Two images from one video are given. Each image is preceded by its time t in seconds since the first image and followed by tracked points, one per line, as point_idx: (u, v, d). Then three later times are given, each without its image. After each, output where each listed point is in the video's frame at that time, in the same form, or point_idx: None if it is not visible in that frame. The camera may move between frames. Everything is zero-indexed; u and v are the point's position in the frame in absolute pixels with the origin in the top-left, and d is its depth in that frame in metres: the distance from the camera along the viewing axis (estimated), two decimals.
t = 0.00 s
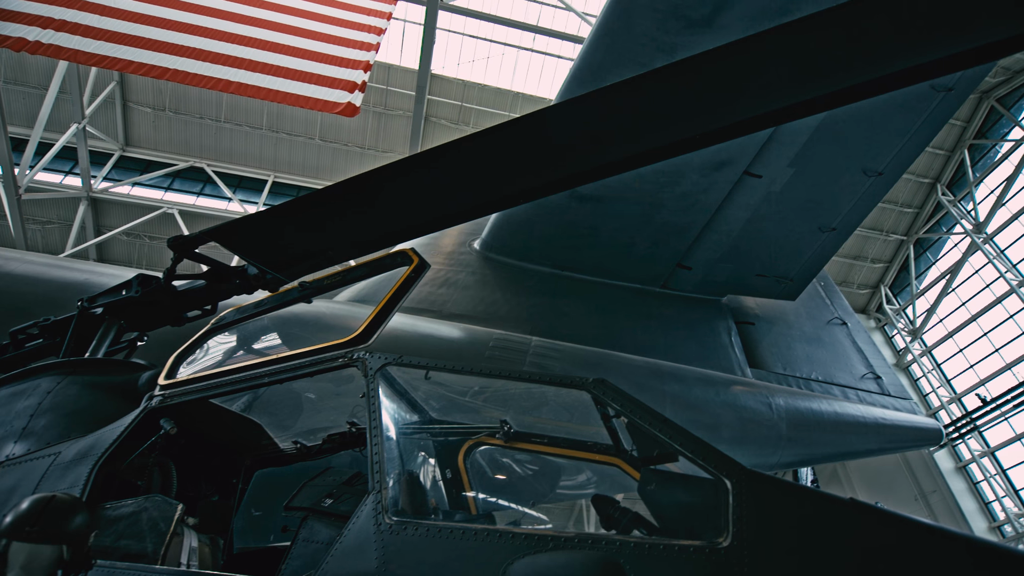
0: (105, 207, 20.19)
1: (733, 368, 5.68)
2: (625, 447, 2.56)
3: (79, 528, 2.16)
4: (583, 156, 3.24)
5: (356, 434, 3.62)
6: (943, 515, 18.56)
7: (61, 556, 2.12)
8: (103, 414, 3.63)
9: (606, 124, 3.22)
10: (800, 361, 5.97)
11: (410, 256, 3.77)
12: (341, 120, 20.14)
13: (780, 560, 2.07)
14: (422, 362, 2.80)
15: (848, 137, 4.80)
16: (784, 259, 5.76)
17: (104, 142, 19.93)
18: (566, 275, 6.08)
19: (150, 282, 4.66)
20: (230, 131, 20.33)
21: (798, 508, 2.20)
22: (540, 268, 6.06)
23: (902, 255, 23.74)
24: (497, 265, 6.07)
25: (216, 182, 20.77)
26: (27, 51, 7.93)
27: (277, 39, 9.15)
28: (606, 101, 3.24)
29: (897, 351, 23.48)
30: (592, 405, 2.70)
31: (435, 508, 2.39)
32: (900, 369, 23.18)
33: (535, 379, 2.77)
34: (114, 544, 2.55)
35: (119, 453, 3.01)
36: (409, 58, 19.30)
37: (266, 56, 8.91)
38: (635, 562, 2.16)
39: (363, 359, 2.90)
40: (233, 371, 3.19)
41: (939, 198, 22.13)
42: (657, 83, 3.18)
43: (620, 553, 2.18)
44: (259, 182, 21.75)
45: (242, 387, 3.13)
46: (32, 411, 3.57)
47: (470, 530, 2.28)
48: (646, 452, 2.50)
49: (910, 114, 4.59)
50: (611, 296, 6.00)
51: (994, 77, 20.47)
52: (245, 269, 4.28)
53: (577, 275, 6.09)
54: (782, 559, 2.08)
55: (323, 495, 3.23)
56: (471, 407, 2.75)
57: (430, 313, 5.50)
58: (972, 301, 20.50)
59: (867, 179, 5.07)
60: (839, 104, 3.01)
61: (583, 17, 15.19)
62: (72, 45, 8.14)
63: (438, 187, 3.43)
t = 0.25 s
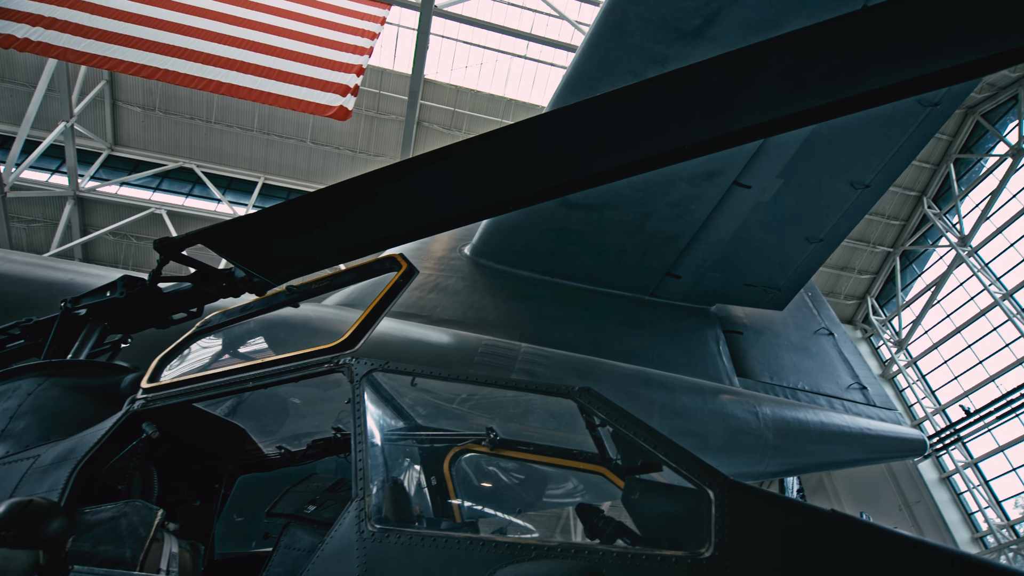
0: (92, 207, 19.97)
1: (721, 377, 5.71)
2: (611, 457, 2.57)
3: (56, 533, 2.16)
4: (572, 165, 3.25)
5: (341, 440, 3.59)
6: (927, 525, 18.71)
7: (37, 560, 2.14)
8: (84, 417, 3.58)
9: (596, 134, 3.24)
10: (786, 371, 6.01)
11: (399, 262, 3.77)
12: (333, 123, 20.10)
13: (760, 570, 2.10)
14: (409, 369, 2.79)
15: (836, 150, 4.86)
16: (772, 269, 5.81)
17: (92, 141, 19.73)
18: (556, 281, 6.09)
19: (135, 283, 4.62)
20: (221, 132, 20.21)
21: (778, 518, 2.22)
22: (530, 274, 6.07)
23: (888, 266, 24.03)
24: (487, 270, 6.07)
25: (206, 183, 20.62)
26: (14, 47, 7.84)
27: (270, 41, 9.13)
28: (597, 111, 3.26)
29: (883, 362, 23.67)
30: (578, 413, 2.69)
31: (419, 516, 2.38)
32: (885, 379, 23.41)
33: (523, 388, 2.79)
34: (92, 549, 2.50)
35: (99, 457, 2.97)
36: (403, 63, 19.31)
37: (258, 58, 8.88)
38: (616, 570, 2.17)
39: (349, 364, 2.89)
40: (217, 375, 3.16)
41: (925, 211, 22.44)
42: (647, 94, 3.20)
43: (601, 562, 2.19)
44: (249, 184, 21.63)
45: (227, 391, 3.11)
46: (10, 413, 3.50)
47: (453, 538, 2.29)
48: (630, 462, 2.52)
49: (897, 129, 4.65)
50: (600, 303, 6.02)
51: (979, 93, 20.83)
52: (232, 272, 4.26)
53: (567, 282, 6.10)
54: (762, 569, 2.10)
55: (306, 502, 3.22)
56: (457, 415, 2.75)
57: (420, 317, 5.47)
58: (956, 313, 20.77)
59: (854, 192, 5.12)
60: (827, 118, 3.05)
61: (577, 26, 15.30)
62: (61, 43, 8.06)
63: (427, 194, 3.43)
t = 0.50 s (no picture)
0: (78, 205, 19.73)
1: (708, 384, 5.73)
2: (595, 464, 2.57)
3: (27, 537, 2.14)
4: (561, 172, 3.26)
5: (322, 445, 3.59)
6: (909, 533, 18.87)
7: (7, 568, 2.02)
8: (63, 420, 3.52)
9: (585, 142, 3.26)
10: (772, 379, 6.05)
11: (387, 267, 3.78)
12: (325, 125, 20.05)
13: None
14: (394, 375, 2.80)
15: (823, 162, 4.91)
16: (759, 278, 5.87)
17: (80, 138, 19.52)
18: (546, 286, 6.10)
19: (119, 283, 4.53)
20: (211, 132, 20.08)
21: (757, 527, 2.22)
22: (520, 279, 6.09)
23: (873, 277, 24.34)
24: (477, 275, 6.07)
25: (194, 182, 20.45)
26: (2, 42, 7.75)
27: (263, 42, 9.10)
28: (586, 120, 3.29)
29: (868, 372, 23.73)
30: (563, 421, 2.72)
31: (402, 522, 2.37)
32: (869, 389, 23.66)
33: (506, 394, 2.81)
34: (67, 554, 2.46)
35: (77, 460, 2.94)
36: (396, 66, 19.32)
37: (250, 58, 8.85)
38: None
39: (333, 369, 2.88)
40: (200, 379, 3.15)
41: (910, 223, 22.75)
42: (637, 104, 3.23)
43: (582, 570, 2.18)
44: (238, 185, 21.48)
45: (210, 394, 3.09)
46: None
47: (435, 545, 2.27)
48: (612, 471, 2.53)
49: (883, 142, 4.71)
50: (589, 310, 6.04)
51: (964, 108, 21.18)
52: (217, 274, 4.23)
53: (557, 287, 6.12)
54: None
55: (287, 508, 3.27)
56: (441, 421, 2.74)
57: (406, 321, 5.42)
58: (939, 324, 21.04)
59: (840, 203, 5.18)
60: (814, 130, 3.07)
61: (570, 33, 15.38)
62: (50, 39, 7.98)
63: (417, 199, 3.43)
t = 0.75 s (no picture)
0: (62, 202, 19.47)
1: (693, 392, 5.76)
2: (577, 470, 2.58)
3: None
4: (550, 179, 3.27)
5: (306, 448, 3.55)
6: (889, 542, 19.08)
7: None
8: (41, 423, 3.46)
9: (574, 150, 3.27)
10: (757, 388, 6.09)
11: (374, 270, 3.75)
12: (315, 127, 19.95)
13: None
14: (378, 379, 2.77)
15: (810, 173, 4.96)
16: (746, 287, 5.92)
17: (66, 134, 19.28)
18: (535, 292, 6.12)
19: (101, 283, 4.45)
20: (199, 131, 19.93)
21: (736, 535, 2.23)
22: (508, 285, 6.10)
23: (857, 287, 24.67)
24: (466, 279, 6.07)
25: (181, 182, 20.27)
26: None
27: (254, 42, 9.06)
28: (576, 128, 3.30)
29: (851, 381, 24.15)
30: (546, 427, 2.72)
31: (383, 528, 2.36)
32: (852, 398, 23.92)
33: (491, 401, 2.78)
34: (41, 558, 2.42)
35: (54, 461, 2.88)
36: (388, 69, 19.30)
37: (241, 57, 8.80)
38: None
39: (317, 372, 2.84)
40: (181, 380, 3.09)
41: (893, 235, 23.09)
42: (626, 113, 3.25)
43: None
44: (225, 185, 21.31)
45: (191, 396, 3.04)
46: None
47: (415, 551, 2.26)
48: (594, 478, 2.53)
49: (869, 154, 4.76)
50: (577, 315, 6.06)
51: (947, 123, 21.54)
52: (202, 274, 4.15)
53: (545, 293, 6.13)
54: None
55: (267, 513, 3.21)
56: (426, 426, 2.74)
57: (395, 325, 5.42)
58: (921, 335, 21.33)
59: (826, 214, 5.24)
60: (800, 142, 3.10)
61: (562, 41, 15.47)
62: (38, 34, 7.90)
63: (406, 202, 3.42)
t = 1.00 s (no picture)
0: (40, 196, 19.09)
1: (675, 401, 5.79)
2: (555, 479, 2.57)
3: None
4: (536, 187, 3.28)
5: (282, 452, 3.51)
6: (864, 552, 19.30)
7: None
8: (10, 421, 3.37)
9: (560, 159, 3.29)
10: (736, 398, 6.15)
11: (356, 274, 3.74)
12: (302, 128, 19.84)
13: None
14: (356, 384, 2.74)
15: (792, 187, 5.04)
16: (728, 298, 5.99)
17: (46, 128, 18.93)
18: (520, 298, 6.13)
19: (76, 280, 4.35)
20: (184, 129, 19.71)
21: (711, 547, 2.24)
22: (493, 290, 6.10)
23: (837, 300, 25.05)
24: (451, 284, 6.05)
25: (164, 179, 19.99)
26: None
27: (242, 41, 9.00)
28: (562, 137, 3.33)
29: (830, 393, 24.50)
30: (524, 435, 2.72)
31: (358, 535, 2.35)
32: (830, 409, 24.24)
33: (471, 408, 2.78)
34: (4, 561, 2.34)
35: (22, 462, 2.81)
36: (378, 72, 19.27)
37: (229, 56, 8.73)
38: None
39: (296, 376, 2.82)
40: (156, 382, 3.04)
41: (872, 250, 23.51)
42: (612, 124, 3.28)
43: None
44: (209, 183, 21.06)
45: (166, 399, 2.99)
46: None
47: (387, 556, 2.27)
48: (570, 487, 2.54)
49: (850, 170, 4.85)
50: (561, 322, 6.08)
51: (926, 141, 22.02)
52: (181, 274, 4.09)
53: (531, 299, 6.16)
54: None
55: (240, 518, 3.23)
56: (406, 432, 2.73)
57: (377, 328, 5.38)
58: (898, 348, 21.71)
59: (806, 228, 5.32)
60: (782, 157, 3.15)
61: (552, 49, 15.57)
62: (21, 26, 7.77)
63: (391, 207, 3.41)
